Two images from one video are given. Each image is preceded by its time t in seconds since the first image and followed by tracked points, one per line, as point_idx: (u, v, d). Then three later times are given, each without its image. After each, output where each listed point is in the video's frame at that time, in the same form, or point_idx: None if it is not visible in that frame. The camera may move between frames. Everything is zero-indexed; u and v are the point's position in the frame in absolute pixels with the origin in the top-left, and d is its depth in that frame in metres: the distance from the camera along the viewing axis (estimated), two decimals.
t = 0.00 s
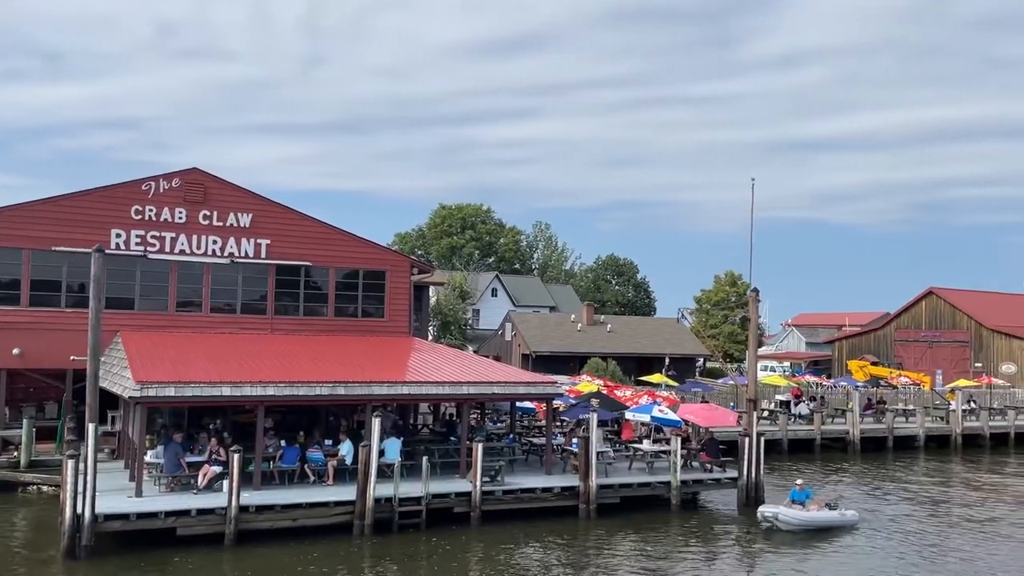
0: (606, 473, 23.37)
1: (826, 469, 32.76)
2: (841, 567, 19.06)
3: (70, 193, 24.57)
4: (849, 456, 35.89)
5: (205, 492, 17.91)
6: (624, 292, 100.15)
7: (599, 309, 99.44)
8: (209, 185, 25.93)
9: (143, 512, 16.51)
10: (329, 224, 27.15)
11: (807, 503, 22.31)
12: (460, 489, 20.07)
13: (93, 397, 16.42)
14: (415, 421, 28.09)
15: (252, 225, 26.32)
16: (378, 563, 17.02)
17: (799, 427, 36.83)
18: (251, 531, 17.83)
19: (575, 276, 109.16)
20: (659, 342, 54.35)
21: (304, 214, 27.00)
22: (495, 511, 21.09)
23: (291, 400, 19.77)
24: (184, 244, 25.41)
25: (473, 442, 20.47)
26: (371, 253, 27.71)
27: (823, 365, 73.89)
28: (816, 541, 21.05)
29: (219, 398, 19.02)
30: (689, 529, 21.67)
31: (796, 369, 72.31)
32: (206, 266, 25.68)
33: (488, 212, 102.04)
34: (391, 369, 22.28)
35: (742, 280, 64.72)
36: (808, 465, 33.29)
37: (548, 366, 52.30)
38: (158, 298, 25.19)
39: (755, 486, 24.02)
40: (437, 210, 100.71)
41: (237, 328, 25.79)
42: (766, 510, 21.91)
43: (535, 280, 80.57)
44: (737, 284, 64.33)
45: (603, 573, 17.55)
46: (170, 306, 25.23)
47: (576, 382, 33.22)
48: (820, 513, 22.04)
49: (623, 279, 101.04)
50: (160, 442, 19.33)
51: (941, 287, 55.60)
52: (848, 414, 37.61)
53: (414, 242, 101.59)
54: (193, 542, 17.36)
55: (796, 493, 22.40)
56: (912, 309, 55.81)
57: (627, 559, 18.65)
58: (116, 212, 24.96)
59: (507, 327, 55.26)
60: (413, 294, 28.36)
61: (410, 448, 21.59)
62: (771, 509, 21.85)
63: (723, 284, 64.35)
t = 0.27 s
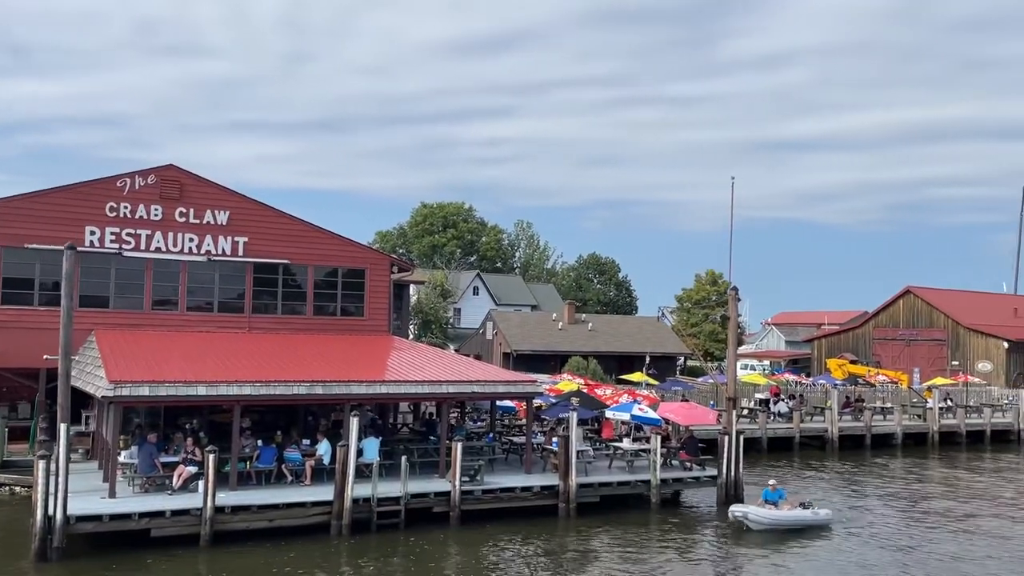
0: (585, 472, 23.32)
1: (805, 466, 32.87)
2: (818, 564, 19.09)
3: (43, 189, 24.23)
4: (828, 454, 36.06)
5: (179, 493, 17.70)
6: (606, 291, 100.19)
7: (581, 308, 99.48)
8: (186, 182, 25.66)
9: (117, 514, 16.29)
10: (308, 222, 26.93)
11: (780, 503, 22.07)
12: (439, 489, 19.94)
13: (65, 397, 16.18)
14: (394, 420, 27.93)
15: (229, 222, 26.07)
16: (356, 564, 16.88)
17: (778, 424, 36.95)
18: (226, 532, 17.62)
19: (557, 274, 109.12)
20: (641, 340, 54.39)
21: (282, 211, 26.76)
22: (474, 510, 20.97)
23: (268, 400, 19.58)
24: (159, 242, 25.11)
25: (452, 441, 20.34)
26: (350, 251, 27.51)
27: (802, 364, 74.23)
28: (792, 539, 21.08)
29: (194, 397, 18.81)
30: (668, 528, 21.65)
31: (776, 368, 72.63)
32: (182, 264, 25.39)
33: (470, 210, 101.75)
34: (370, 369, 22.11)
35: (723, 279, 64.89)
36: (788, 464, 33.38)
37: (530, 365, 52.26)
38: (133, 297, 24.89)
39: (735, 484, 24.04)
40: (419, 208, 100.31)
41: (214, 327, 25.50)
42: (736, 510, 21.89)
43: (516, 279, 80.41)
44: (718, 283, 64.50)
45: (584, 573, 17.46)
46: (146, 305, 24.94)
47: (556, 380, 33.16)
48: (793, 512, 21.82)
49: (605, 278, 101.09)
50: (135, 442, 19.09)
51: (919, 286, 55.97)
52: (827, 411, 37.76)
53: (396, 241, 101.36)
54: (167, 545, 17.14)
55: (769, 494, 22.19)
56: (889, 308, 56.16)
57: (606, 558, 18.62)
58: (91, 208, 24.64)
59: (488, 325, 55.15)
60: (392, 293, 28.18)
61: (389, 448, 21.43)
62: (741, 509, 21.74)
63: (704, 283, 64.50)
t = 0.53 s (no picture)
0: (565, 470, 23.23)
1: (784, 464, 32.97)
2: (796, 563, 19.10)
3: (16, 185, 23.89)
4: (807, 452, 36.21)
5: (154, 493, 17.49)
6: (588, 289, 100.27)
7: (563, 306, 99.52)
8: (162, 179, 25.38)
9: (89, 514, 16.07)
10: (287, 220, 26.70)
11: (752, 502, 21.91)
12: (418, 488, 19.79)
13: (36, 396, 15.93)
14: (373, 419, 27.75)
15: (206, 219, 25.80)
16: (333, 564, 16.71)
17: (758, 422, 37.04)
18: (201, 533, 17.41)
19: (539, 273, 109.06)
20: (621, 339, 54.41)
21: (259, 208, 26.51)
22: (454, 510, 20.84)
23: (244, 399, 19.39)
24: (134, 239, 24.80)
25: (431, 441, 20.19)
26: (328, 249, 27.29)
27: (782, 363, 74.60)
28: (772, 537, 21.09)
29: (169, 396, 18.60)
30: (647, 526, 21.60)
31: (755, 366, 72.94)
32: (158, 261, 25.10)
33: (451, 208, 101.45)
34: (348, 367, 21.94)
35: (703, 278, 65.04)
36: (767, 462, 33.46)
37: (510, 363, 52.18)
38: (108, 295, 24.53)
39: (714, 482, 24.04)
40: (400, 206, 99.90)
41: (190, 325, 25.22)
42: (706, 509, 21.82)
43: (498, 277, 80.25)
44: (698, 282, 64.62)
45: (566, 573, 17.35)
46: (120, 302, 24.60)
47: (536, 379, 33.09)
48: (764, 510, 21.65)
49: (586, 277, 101.18)
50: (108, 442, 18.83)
51: (896, 285, 56.31)
52: (805, 409, 37.90)
53: (376, 239, 101.01)
54: (141, 546, 16.90)
55: (741, 493, 22.07)
56: (868, 307, 56.50)
57: (585, 557, 18.54)
58: (65, 205, 24.31)
59: (469, 324, 54.97)
60: (372, 291, 27.99)
61: (368, 447, 21.27)
62: (709, 509, 21.71)
63: (685, 282, 64.62)
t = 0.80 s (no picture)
0: (545, 469, 23.14)
1: (763, 462, 33.08)
2: (775, 561, 19.11)
3: None
4: (785, 449, 36.36)
5: (127, 494, 17.27)
6: (569, 288, 100.34)
7: (544, 305, 99.54)
8: (136, 176, 25.06)
9: (61, 516, 15.84)
10: (264, 217, 26.43)
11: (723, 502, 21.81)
12: (396, 488, 19.63)
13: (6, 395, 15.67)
14: (351, 418, 27.55)
15: (182, 216, 25.50)
16: (310, 565, 16.54)
17: (737, 420, 37.14)
18: (175, 534, 17.19)
19: (520, 271, 109.00)
20: (602, 337, 54.44)
21: (236, 206, 26.23)
22: (432, 509, 20.71)
23: (219, 398, 19.16)
24: (108, 236, 24.45)
25: (409, 441, 20.05)
26: (306, 247, 27.03)
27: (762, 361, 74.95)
28: (750, 535, 21.12)
29: (142, 396, 18.36)
30: (627, 525, 21.55)
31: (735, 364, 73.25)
32: (132, 259, 24.78)
33: (432, 206, 101.14)
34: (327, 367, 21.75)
35: (684, 276, 65.18)
36: (746, 459, 33.56)
37: (491, 362, 52.10)
38: (81, 293, 24.18)
39: (694, 480, 24.04)
40: (380, 204, 99.47)
41: (166, 323, 24.92)
42: (676, 508, 21.72)
43: (479, 275, 80.09)
44: (679, 280, 64.73)
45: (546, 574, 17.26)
46: (94, 301, 24.26)
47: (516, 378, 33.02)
48: (734, 509, 21.54)
49: (568, 275, 101.28)
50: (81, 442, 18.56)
51: (875, 284, 56.66)
52: (784, 407, 38.04)
53: (356, 237, 100.63)
54: (114, 548, 16.66)
55: (712, 493, 21.95)
56: (846, 305, 56.84)
57: (564, 557, 18.48)
58: (37, 202, 23.94)
59: (449, 322, 54.79)
60: (350, 290, 27.79)
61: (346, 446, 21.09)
62: (679, 508, 21.60)
63: (665, 280, 64.73)
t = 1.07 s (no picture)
0: (524, 468, 23.03)
1: (741, 460, 33.13)
2: (753, 559, 19.10)
3: None
4: (764, 447, 36.46)
5: (99, 495, 17.07)
6: (550, 286, 100.32)
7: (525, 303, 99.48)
8: (110, 172, 24.74)
9: (31, 518, 15.64)
10: (240, 214, 26.17)
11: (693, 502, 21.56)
12: (373, 488, 19.49)
13: None
14: (329, 418, 27.32)
15: (156, 213, 25.20)
16: (286, 566, 16.39)
17: (716, 418, 37.20)
18: (149, 535, 17.00)
19: (501, 270, 108.89)
20: (583, 336, 54.47)
21: (212, 203, 25.96)
22: (410, 509, 20.58)
23: (194, 397, 18.93)
24: (82, 233, 24.11)
25: (387, 440, 19.92)
26: (284, 245, 26.78)
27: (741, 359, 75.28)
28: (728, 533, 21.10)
29: (115, 395, 18.13)
30: (605, 524, 21.50)
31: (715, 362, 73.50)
32: (106, 256, 24.45)
33: (413, 204, 100.81)
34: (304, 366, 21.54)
35: (665, 275, 65.30)
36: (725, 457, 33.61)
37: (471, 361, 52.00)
38: (53, 292, 23.84)
39: (673, 478, 24.03)
40: (361, 202, 99.01)
41: (141, 322, 24.64)
42: (645, 507, 21.44)
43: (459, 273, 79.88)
44: (660, 279, 64.83)
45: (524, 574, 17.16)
46: (67, 299, 23.93)
47: (496, 376, 32.90)
48: (705, 509, 21.30)
49: (549, 273, 101.32)
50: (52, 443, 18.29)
51: (853, 282, 56.98)
52: (763, 405, 38.14)
53: (337, 235, 100.15)
54: (86, 550, 16.46)
55: (684, 493, 21.69)
56: (825, 304, 57.14)
57: (543, 556, 18.40)
58: (9, 198, 23.57)
59: (430, 321, 54.61)
60: (329, 287, 27.57)
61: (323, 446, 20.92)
62: (648, 508, 21.35)
63: (646, 279, 64.83)
